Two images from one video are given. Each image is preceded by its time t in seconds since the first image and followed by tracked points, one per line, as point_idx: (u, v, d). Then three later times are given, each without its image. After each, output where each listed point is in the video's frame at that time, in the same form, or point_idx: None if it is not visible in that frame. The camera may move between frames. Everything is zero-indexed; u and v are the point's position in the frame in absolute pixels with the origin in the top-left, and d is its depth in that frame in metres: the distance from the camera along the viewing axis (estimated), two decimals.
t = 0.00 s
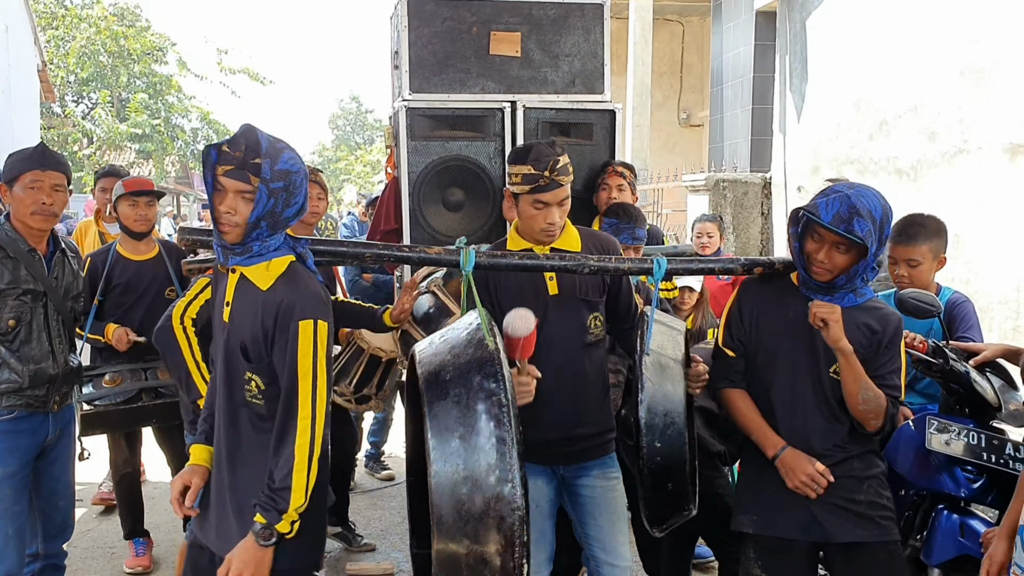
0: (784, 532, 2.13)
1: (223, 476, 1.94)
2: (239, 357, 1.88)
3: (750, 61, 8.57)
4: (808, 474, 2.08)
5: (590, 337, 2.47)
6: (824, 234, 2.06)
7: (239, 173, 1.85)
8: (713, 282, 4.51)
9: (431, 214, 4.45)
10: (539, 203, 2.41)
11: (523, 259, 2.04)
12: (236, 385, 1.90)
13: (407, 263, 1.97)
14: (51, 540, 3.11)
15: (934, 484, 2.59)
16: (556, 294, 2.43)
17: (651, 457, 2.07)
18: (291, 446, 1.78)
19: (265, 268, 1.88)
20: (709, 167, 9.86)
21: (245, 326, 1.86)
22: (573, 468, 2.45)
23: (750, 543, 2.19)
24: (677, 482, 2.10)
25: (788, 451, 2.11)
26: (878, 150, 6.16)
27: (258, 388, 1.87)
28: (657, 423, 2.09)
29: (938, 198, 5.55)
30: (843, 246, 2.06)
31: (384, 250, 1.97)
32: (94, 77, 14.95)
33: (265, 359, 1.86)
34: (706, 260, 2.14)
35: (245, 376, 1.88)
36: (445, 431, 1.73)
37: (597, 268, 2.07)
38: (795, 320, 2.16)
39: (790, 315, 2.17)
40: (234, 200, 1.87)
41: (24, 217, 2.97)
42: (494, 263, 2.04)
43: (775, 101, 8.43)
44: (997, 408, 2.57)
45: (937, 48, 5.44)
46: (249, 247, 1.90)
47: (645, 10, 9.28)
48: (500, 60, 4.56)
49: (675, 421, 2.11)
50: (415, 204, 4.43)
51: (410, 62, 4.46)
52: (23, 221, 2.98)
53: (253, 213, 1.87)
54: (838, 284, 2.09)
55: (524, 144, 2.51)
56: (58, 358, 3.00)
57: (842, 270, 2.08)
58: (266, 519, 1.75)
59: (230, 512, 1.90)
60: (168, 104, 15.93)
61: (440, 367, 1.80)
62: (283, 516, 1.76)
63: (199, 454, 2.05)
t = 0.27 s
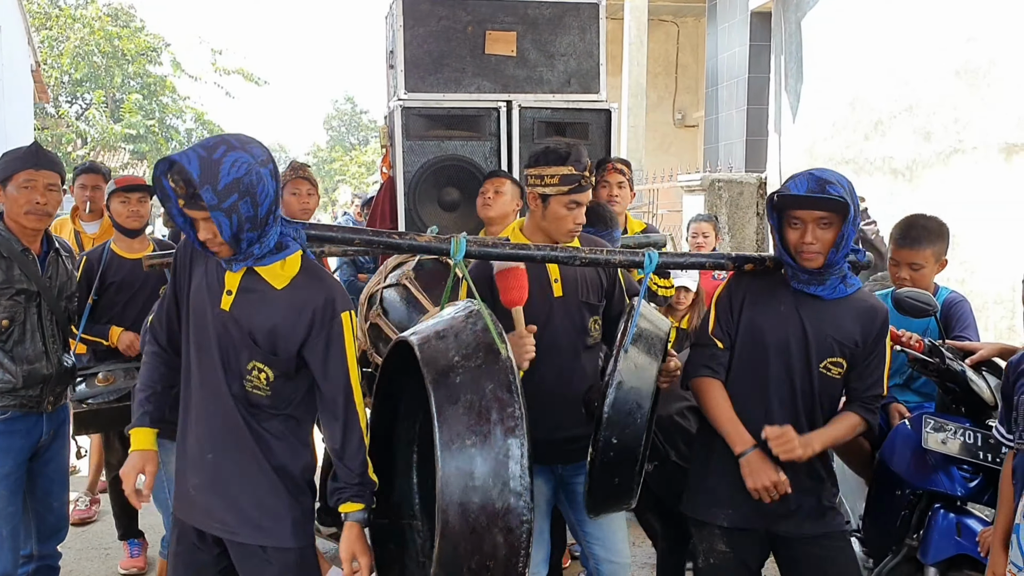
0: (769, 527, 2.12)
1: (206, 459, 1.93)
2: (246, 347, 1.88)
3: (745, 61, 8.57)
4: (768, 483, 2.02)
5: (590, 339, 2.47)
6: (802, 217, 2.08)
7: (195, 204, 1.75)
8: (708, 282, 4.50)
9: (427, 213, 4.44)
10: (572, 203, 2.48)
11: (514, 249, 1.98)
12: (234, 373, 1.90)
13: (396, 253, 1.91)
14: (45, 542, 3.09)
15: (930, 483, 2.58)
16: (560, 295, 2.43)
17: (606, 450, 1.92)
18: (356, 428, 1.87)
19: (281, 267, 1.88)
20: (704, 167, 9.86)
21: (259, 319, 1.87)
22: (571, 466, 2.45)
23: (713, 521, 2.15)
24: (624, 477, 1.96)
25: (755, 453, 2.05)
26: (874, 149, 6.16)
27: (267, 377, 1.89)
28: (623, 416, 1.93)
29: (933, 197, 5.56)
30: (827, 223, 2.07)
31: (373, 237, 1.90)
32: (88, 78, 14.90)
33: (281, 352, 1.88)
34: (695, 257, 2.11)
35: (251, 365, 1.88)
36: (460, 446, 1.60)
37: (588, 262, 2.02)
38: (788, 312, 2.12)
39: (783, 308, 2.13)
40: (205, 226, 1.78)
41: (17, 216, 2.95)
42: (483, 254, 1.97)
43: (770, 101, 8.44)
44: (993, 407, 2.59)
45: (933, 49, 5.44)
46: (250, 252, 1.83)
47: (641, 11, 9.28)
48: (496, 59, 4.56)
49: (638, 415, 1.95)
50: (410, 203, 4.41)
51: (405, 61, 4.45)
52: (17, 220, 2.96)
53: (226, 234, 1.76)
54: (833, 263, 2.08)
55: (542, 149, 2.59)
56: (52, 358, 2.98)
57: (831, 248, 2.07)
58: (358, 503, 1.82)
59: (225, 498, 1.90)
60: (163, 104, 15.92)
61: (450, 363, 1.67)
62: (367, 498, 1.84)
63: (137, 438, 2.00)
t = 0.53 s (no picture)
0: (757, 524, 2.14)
1: (231, 456, 1.95)
2: (262, 345, 1.89)
3: (739, 62, 8.57)
4: (774, 468, 2.04)
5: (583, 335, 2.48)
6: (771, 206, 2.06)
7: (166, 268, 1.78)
8: (704, 282, 4.51)
9: (423, 214, 4.40)
10: (565, 196, 2.56)
11: (508, 240, 1.97)
12: (253, 372, 1.90)
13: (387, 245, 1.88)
14: (39, 543, 3.08)
15: (924, 482, 2.58)
16: (553, 293, 2.43)
17: (635, 449, 2.01)
18: (382, 391, 1.91)
19: (276, 266, 1.89)
20: (698, 168, 9.86)
21: (274, 316, 1.89)
22: (565, 463, 2.45)
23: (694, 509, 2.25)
24: (661, 475, 2.05)
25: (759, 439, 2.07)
26: (869, 150, 6.17)
27: (289, 371, 1.90)
28: (641, 418, 2.01)
29: (927, 197, 5.57)
30: (792, 210, 2.08)
31: (364, 229, 1.86)
32: (81, 79, 14.84)
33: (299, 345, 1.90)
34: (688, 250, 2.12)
35: (269, 362, 1.90)
36: (461, 470, 1.69)
37: (581, 255, 2.03)
38: (765, 309, 2.12)
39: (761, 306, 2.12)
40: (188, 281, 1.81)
41: (10, 217, 2.94)
42: (473, 248, 1.96)
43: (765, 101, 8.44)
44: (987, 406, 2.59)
45: (926, 50, 5.45)
46: (239, 271, 1.84)
47: (635, 12, 9.28)
48: (491, 59, 4.55)
49: (656, 412, 2.04)
50: (406, 204, 4.40)
51: (400, 61, 4.45)
52: (9, 221, 2.94)
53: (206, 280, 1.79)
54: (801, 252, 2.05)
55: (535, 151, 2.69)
56: (46, 358, 2.97)
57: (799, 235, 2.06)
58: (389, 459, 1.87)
59: (254, 494, 1.93)
60: (157, 105, 15.89)
61: (449, 382, 1.74)
62: (395, 455, 1.88)
63: (159, 443, 2.09)
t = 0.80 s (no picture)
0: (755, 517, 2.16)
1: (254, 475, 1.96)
2: (266, 367, 1.89)
3: (735, 63, 8.58)
4: (760, 491, 2.12)
5: (577, 335, 2.48)
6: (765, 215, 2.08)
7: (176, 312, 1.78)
8: (700, 283, 4.51)
9: (419, 214, 4.42)
10: (534, 198, 2.56)
11: (509, 244, 1.99)
12: (260, 394, 1.90)
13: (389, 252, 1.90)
14: (34, 545, 3.07)
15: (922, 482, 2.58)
16: (547, 292, 2.43)
17: (710, 448, 1.86)
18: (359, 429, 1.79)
19: (274, 283, 1.87)
20: (694, 169, 9.87)
21: (275, 336, 1.87)
22: (556, 461, 2.45)
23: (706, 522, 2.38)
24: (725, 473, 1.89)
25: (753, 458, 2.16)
26: (864, 150, 6.18)
27: (292, 392, 1.88)
28: (715, 414, 1.86)
29: (923, 197, 5.59)
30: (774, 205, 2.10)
31: (367, 238, 1.88)
32: (76, 79, 14.80)
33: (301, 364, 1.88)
34: (695, 249, 2.11)
35: (272, 383, 1.88)
36: (465, 474, 1.63)
37: (585, 258, 2.03)
38: (774, 312, 2.15)
39: (771, 307, 2.16)
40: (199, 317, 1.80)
41: (5, 217, 2.92)
42: (476, 252, 1.97)
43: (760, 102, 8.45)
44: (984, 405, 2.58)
45: (922, 50, 5.46)
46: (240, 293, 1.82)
47: (631, 12, 9.29)
48: (487, 60, 4.55)
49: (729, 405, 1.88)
50: (402, 205, 4.41)
51: (396, 62, 4.44)
52: (5, 222, 2.93)
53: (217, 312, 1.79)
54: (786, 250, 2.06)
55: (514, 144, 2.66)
56: (41, 360, 2.96)
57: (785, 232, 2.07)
58: (365, 501, 1.76)
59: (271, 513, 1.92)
60: (151, 106, 15.88)
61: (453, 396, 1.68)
62: (372, 495, 1.77)
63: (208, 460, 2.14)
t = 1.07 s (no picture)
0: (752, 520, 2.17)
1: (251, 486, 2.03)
2: (252, 384, 1.94)
3: (730, 63, 8.60)
4: (796, 489, 2.07)
5: (569, 340, 2.47)
6: (801, 240, 2.01)
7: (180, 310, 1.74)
8: (696, 283, 4.51)
9: (415, 215, 4.43)
10: (495, 212, 2.48)
11: (500, 259, 1.89)
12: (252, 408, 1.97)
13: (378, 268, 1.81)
14: (30, 546, 3.07)
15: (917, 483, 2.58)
16: (539, 297, 2.43)
17: (697, 453, 1.70)
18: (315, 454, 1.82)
19: (268, 297, 1.89)
20: (689, 169, 9.89)
21: (257, 355, 1.92)
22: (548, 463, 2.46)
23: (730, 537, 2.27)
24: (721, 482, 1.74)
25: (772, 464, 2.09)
26: (859, 151, 6.20)
27: (276, 408, 1.93)
28: (700, 419, 1.72)
29: (918, 197, 5.60)
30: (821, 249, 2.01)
31: (357, 253, 1.81)
32: (70, 79, 14.78)
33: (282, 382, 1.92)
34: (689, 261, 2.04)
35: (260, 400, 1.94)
36: (487, 478, 1.41)
37: (578, 272, 1.94)
38: (777, 325, 2.13)
39: (773, 319, 2.14)
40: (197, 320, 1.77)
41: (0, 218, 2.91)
42: (470, 266, 1.88)
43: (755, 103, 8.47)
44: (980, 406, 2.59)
45: (917, 51, 5.47)
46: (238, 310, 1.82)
47: (626, 13, 9.30)
48: (483, 61, 4.55)
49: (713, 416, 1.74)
50: (398, 206, 4.41)
51: (392, 62, 4.44)
52: None
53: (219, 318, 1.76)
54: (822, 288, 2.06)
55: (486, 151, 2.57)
56: (37, 361, 2.95)
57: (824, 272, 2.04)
58: (287, 524, 1.83)
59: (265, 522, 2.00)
60: (145, 107, 15.87)
61: (464, 394, 1.48)
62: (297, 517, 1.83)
63: (206, 475, 2.24)
